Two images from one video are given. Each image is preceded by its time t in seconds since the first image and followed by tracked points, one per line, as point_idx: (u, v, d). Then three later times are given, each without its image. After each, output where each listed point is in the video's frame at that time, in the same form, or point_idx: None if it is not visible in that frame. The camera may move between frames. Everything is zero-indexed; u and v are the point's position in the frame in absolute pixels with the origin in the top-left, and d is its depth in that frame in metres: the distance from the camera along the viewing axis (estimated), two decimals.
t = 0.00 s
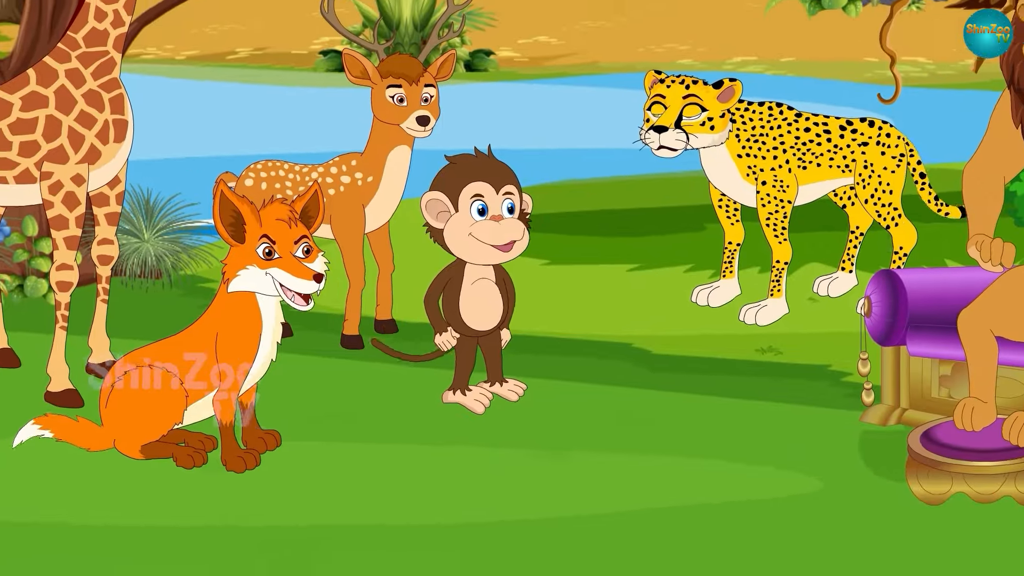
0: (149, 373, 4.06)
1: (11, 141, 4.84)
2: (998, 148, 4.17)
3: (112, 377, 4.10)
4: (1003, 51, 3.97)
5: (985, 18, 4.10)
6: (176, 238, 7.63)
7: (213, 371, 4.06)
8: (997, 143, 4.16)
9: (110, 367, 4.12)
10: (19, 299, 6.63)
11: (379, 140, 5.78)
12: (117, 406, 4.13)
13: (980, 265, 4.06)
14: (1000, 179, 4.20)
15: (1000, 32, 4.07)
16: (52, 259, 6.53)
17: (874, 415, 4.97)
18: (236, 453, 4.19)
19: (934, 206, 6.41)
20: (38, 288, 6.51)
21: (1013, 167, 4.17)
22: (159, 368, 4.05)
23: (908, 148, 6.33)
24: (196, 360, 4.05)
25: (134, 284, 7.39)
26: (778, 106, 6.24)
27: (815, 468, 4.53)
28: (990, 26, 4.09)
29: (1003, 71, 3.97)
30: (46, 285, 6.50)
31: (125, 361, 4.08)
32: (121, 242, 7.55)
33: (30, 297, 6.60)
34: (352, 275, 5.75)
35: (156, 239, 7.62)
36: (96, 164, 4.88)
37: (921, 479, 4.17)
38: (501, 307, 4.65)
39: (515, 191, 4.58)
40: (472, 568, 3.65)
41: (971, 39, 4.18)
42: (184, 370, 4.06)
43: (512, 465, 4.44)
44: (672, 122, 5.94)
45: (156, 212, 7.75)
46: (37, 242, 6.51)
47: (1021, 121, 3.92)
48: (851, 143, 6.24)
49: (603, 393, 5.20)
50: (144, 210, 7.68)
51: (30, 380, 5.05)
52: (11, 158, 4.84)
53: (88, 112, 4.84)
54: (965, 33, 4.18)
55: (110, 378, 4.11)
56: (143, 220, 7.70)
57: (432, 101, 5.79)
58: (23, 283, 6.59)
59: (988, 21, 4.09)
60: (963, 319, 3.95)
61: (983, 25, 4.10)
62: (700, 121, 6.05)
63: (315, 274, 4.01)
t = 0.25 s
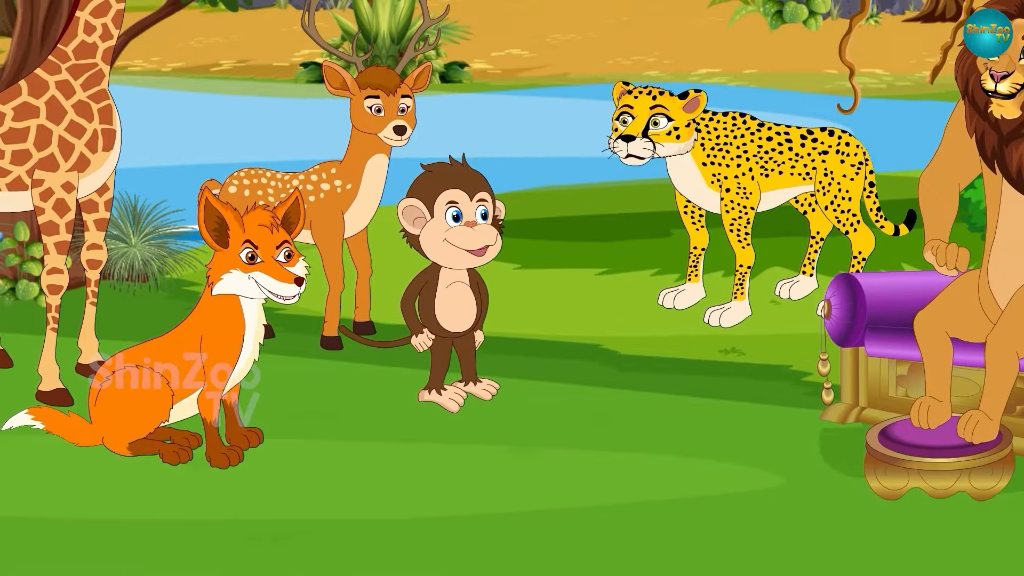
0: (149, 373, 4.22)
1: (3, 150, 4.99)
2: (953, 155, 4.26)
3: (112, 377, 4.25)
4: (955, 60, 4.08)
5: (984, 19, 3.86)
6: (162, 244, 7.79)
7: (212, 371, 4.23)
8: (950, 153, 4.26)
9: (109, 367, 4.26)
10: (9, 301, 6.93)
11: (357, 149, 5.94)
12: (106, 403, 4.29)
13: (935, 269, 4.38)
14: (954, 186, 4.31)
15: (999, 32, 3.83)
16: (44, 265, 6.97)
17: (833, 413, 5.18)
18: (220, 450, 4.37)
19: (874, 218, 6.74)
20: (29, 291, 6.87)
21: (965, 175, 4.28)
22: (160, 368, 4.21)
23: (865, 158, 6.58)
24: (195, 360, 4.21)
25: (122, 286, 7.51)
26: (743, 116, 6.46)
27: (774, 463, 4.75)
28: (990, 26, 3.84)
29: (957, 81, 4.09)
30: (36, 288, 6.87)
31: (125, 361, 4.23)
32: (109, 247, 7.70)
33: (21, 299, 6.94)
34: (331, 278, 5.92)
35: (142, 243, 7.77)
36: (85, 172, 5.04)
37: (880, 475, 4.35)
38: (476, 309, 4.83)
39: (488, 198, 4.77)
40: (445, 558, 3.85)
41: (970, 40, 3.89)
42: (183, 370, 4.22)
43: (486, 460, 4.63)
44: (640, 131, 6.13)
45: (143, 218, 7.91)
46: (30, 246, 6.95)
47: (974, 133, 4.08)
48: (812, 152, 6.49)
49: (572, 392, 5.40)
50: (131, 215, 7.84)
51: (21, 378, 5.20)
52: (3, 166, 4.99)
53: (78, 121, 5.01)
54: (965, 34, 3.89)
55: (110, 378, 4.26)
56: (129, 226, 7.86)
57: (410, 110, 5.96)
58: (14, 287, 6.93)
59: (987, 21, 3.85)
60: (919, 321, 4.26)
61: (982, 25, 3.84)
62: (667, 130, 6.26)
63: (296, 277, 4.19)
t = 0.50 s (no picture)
0: (149, 373, 4.36)
1: None
2: (912, 163, 4.47)
3: (112, 376, 4.38)
4: (913, 70, 4.33)
5: (984, 18, 4.12)
6: (150, 249, 7.93)
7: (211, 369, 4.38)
8: (909, 161, 4.47)
9: (108, 367, 4.38)
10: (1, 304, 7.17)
11: (337, 157, 6.12)
12: (96, 401, 4.44)
13: (894, 272, 4.59)
14: (913, 193, 4.51)
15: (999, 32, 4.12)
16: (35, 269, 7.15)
17: (796, 412, 5.38)
18: (205, 447, 4.52)
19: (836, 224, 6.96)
20: (22, 294, 7.13)
21: (923, 182, 4.49)
22: (160, 368, 4.36)
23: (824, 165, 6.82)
24: (196, 360, 4.37)
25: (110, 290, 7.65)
26: (708, 126, 6.71)
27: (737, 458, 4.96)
28: (990, 26, 4.11)
29: (914, 90, 4.35)
30: (29, 291, 7.13)
31: (126, 361, 4.36)
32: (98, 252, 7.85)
33: (13, 302, 7.15)
34: (312, 282, 6.08)
35: (131, 248, 7.92)
36: (75, 179, 5.30)
37: (841, 471, 4.42)
38: (452, 311, 5.03)
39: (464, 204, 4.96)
40: (416, 547, 4.03)
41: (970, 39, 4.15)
42: (184, 370, 4.37)
43: (459, 456, 4.82)
44: (609, 140, 6.39)
45: (131, 224, 8.06)
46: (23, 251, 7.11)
47: (930, 141, 4.36)
48: (776, 160, 6.74)
49: (545, 392, 5.59)
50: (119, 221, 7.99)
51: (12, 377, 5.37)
52: None
53: (68, 130, 5.27)
54: (965, 33, 4.15)
55: (110, 377, 4.38)
56: (118, 231, 8.01)
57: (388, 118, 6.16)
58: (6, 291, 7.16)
59: (988, 21, 4.12)
60: (879, 321, 4.45)
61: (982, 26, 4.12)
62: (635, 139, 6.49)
63: (278, 281, 4.35)
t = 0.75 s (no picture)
0: (149, 372, 4.53)
1: None
2: (874, 171, 4.70)
3: (112, 376, 4.54)
4: (875, 81, 4.56)
5: (984, 19, 4.27)
6: (138, 253, 8.13)
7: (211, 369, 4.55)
8: (870, 169, 4.70)
9: (108, 366, 4.53)
10: None
11: (317, 164, 6.29)
12: (86, 401, 4.61)
13: (856, 275, 4.82)
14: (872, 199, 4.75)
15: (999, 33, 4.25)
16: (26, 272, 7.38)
17: (761, 410, 5.53)
18: (191, 444, 4.70)
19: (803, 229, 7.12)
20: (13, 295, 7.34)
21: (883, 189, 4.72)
22: (160, 368, 4.52)
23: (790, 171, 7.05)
24: (196, 360, 4.53)
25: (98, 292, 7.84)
26: (677, 135, 6.96)
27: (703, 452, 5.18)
28: (990, 27, 4.26)
29: (876, 100, 4.56)
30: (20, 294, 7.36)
31: (126, 361, 4.51)
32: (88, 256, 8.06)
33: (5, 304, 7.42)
34: (295, 286, 6.25)
35: (120, 253, 8.12)
36: (66, 186, 5.51)
37: (804, 467, 4.55)
38: (429, 313, 5.21)
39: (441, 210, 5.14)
40: (392, 536, 4.23)
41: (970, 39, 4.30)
42: (184, 370, 4.53)
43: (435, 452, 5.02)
44: (581, 148, 6.71)
45: (121, 230, 8.28)
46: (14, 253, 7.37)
47: (891, 148, 4.56)
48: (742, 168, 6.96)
49: (520, 391, 5.79)
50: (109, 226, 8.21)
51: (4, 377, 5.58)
52: None
53: (59, 139, 5.48)
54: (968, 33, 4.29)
55: (111, 377, 4.54)
56: (108, 237, 8.23)
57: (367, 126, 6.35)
58: None
59: (987, 22, 4.26)
60: (842, 323, 4.68)
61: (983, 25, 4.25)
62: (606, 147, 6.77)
63: (261, 283, 4.51)
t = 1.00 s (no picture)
0: (149, 372, 4.69)
1: None
2: (837, 179, 4.80)
3: (112, 376, 4.70)
4: (839, 90, 4.68)
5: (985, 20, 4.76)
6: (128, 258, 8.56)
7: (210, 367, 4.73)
8: (833, 177, 4.80)
9: (108, 367, 4.69)
10: None
11: (300, 171, 6.47)
12: (76, 400, 4.77)
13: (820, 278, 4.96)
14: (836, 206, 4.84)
15: (999, 32, 4.77)
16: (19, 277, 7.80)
17: (729, 408, 5.71)
18: (179, 441, 4.88)
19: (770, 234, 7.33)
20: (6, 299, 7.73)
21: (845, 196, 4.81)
22: (160, 368, 4.69)
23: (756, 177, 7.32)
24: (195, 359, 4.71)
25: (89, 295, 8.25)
26: (648, 143, 7.20)
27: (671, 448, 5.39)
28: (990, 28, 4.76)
29: (841, 108, 4.69)
30: (13, 296, 7.74)
31: (126, 361, 4.67)
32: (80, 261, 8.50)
33: None
34: (278, 288, 6.43)
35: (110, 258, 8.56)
36: (57, 192, 5.77)
37: (770, 464, 4.68)
38: (408, 314, 5.40)
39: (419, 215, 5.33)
40: (368, 522, 4.41)
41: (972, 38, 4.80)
42: (183, 369, 4.71)
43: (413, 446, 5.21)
44: (554, 155, 6.90)
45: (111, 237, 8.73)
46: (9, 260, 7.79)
47: (855, 156, 4.69)
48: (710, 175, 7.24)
49: (497, 390, 5.99)
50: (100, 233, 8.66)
51: None
52: None
53: (51, 147, 5.74)
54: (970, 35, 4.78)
55: (111, 377, 4.70)
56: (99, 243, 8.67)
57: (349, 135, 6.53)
58: None
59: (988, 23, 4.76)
60: (807, 324, 4.84)
61: (984, 25, 4.76)
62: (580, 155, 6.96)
63: (246, 287, 4.68)
